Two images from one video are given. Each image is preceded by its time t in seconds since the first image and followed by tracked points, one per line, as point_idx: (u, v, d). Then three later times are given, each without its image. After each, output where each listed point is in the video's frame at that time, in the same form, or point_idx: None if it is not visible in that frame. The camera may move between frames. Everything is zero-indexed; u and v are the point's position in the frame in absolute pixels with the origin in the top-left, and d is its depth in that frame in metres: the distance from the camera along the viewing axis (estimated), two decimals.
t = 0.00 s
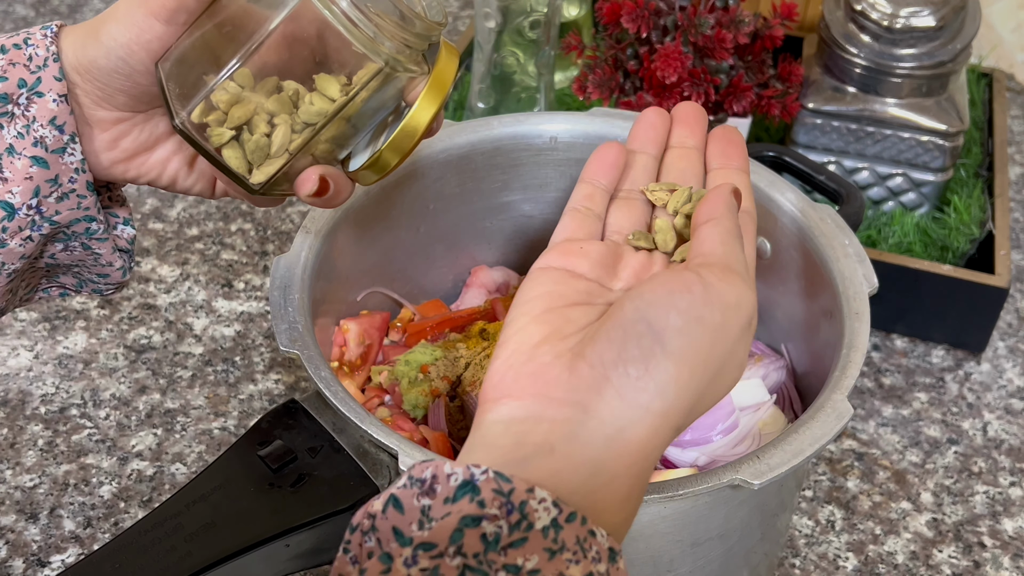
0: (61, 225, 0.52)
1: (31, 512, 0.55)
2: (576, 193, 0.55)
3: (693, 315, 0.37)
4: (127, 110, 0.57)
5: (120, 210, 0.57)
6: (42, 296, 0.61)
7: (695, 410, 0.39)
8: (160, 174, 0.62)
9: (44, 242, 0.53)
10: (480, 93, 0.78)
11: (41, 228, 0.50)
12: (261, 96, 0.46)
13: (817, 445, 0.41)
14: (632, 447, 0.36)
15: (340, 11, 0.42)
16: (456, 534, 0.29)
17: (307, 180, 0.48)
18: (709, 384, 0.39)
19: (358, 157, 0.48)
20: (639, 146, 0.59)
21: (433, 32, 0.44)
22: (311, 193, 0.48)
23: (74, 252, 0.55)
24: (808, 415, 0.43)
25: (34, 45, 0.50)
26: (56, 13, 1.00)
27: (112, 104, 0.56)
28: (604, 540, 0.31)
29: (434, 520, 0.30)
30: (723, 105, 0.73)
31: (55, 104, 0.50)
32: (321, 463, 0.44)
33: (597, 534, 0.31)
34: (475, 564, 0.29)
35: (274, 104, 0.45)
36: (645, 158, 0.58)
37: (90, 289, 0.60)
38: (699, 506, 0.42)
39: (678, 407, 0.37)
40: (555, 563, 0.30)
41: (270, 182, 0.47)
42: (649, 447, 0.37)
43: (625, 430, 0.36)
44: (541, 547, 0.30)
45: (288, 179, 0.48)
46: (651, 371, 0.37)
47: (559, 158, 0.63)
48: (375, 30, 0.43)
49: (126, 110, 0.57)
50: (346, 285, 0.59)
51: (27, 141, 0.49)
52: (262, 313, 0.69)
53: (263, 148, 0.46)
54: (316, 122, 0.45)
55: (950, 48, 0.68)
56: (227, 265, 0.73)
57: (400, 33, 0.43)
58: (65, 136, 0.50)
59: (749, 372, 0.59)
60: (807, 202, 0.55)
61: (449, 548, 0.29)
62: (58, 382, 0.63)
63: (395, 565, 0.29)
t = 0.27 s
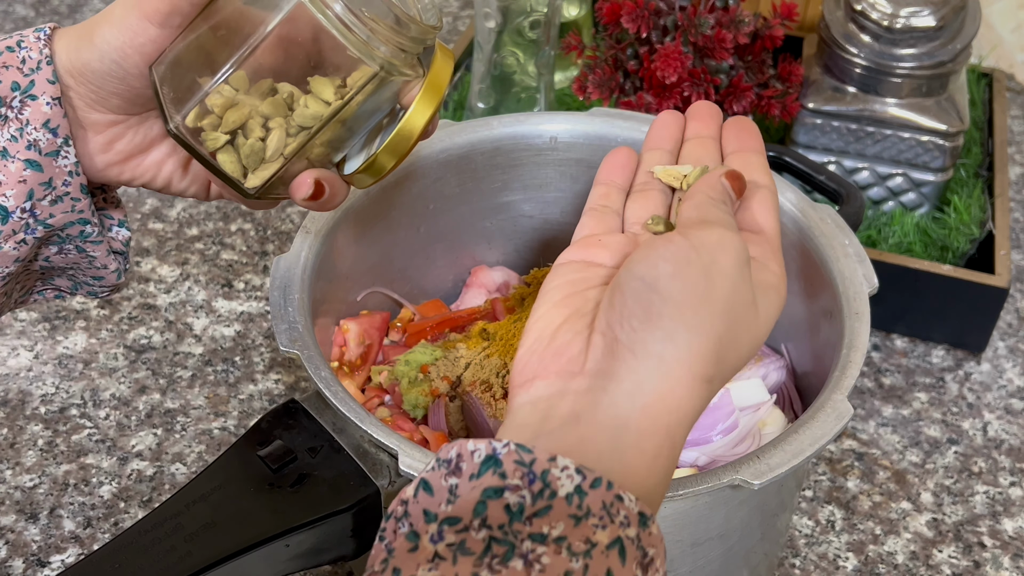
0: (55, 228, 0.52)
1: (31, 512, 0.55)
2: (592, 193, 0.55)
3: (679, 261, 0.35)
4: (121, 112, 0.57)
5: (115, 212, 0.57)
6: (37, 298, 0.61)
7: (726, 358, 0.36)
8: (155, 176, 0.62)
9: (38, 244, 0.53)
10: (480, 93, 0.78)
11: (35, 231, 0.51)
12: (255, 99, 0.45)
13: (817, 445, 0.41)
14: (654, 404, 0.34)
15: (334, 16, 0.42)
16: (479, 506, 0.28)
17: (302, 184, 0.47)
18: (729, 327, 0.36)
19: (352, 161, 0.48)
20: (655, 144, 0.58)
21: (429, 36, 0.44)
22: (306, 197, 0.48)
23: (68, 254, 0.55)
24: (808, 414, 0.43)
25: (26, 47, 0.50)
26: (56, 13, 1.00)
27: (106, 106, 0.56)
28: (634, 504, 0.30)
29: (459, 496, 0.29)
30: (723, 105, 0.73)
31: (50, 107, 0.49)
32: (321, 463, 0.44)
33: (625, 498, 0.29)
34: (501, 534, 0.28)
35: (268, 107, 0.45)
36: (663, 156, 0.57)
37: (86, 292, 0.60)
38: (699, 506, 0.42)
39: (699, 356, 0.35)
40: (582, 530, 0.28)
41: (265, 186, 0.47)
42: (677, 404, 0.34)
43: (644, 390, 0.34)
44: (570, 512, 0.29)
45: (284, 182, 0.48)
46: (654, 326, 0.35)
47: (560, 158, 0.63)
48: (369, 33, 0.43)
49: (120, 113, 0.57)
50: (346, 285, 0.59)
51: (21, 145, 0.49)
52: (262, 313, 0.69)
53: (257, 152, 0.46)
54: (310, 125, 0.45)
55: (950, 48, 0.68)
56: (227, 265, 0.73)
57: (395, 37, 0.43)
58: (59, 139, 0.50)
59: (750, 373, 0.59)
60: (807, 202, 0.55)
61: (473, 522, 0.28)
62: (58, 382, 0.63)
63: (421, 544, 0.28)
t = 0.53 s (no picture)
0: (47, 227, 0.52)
1: (31, 512, 0.55)
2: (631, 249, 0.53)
3: (632, 211, 0.36)
4: (112, 110, 0.57)
5: (106, 210, 0.57)
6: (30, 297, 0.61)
7: (712, 283, 0.34)
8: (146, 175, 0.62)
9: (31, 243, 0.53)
10: (480, 93, 0.78)
11: (26, 229, 0.51)
12: (246, 96, 0.45)
13: (817, 445, 0.41)
14: (639, 333, 0.32)
15: (325, 13, 0.42)
16: (472, 468, 0.27)
17: (295, 182, 0.48)
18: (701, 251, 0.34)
19: (344, 158, 0.49)
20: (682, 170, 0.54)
21: (420, 32, 0.44)
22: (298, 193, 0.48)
23: (61, 253, 0.55)
24: (808, 414, 0.43)
25: (17, 45, 0.50)
26: (56, 13, 1.00)
27: (96, 105, 0.56)
28: (625, 437, 0.28)
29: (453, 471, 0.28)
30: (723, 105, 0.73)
31: (41, 105, 0.50)
32: (321, 463, 0.44)
33: (614, 431, 0.28)
34: (497, 492, 0.27)
35: (258, 103, 0.45)
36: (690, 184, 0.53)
37: (78, 291, 0.59)
38: (699, 506, 0.42)
39: (678, 280, 0.33)
40: (570, 470, 0.27)
41: (256, 184, 0.47)
42: (666, 328, 0.32)
43: (626, 324, 0.32)
44: (555, 452, 0.27)
45: (275, 179, 0.48)
46: (623, 268, 0.34)
47: (559, 159, 0.63)
48: (360, 31, 0.42)
49: (111, 111, 0.57)
50: (346, 286, 0.59)
51: (12, 143, 0.48)
52: (262, 313, 0.69)
53: (248, 150, 0.46)
54: (302, 122, 0.45)
55: (950, 48, 0.68)
56: (227, 265, 0.73)
57: (386, 34, 0.43)
58: (50, 138, 0.50)
59: (749, 373, 0.59)
60: (807, 202, 0.55)
61: (469, 485, 0.27)
62: (58, 382, 0.63)
63: (428, 517, 0.27)
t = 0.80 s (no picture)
0: (45, 230, 0.52)
1: (31, 512, 0.55)
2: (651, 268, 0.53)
3: (619, 200, 0.36)
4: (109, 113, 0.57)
5: (104, 212, 0.57)
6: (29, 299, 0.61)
7: (705, 264, 0.34)
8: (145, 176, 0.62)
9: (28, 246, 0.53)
10: (480, 93, 0.78)
11: (24, 232, 0.51)
12: (244, 99, 0.45)
13: (817, 445, 0.41)
14: (630, 319, 0.32)
15: (321, 15, 0.42)
16: (474, 462, 0.27)
17: (292, 184, 0.48)
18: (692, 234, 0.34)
19: (341, 161, 0.49)
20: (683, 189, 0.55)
21: (417, 35, 0.44)
22: (297, 197, 0.48)
23: (58, 256, 0.55)
24: (808, 415, 0.43)
25: (15, 48, 0.50)
26: (56, 13, 1.00)
27: (94, 108, 0.56)
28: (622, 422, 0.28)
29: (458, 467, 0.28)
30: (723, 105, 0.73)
31: (38, 108, 0.50)
32: (321, 463, 0.44)
33: (612, 419, 0.28)
34: (499, 483, 0.27)
35: (255, 106, 0.45)
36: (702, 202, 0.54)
37: (76, 293, 0.59)
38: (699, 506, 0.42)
39: (670, 265, 0.33)
40: (568, 457, 0.27)
41: (254, 186, 0.47)
42: (660, 314, 0.33)
43: (619, 313, 0.33)
44: (554, 441, 0.27)
45: (273, 181, 0.48)
46: (613, 256, 0.35)
47: (559, 158, 0.63)
48: (357, 33, 0.43)
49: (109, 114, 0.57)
50: (346, 286, 0.59)
51: (10, 146, 0.49)
52: (262, 313, 0.69)
53: (246, 152, 0.46)
54: (300, 125, 0.45)
55: (950, 48, 0.68)
56: (227, 265, 0.73)
57: (383, 37, 0.43)
58: (48, 141, 0.50)
59: (749, 373, 0.59)
60: (807, 202, 0.55)
61: (473, 479, 0.27)
62: (58, 382, 0.63)
63: (434, 512, 0.27)
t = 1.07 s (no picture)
0: (49, 234, 0.52)
1: (31, 512, 0.55)
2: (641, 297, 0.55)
3: (643, 223, 0.37)
4: (114, 119, 0.57)
5: (110, 216, 0.57)
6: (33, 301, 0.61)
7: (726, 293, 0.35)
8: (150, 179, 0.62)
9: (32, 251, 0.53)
10: (479, 93, 0.78)
11: (28, 237, 0.51)
12: (251, 105, 0.45)
13: (817, 445, 0.41)
14: (649, 347, 0.33)
15: (328, 22, 0.42)
16: (485, 484, 0.27)
17: (299, 191, 0.48)
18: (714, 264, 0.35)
19: (347, 167, 0.49)
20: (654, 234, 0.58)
21: (424, 42, 0.44)
22: (302, 204, 0.49)
23: (62, 260, 0.55)
24: (808, 415, 0.43)
25: (19, 53, 0.50)
26: (56, 13, 1.00)
27: (98, 113, 0.56)
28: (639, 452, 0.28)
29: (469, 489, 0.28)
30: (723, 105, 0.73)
31: (43, 113, 0.50)
32: (321, 463, 0.44)
33: (628, 448, 0.28)
34: (511, 507, 0.27)
35: (263, 112, 0.45)
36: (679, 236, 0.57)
37: (80, 296, 0.60)
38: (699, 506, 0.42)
39: (691, 294, 0.34)
40: (582, 485, 0.27)
41: (260, 194, 0.47)
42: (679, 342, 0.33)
43: (639, 339, 0.33)
44: (567, 467, 0.27)
45: (279, 188, 0.49)
46: (635, 282, 0.35)
47: (560, 158, 0.63)
48: (363, 37, 0.42)
49: (113, 119, 0.57)
50: (346, 285, 0.59)
51: (14, 151, 0.48)
52: (262, 313, 0.69)
53: (252, 160, 0.46)
54: (305, 132, 0.45)
55: (950, 48, 0.68)
56: (226, 265, 0.72)
57: (390, 44, 0.42)
58: (52, 146, 0.50)
59: (750, 373, 0.59)
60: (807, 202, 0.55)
61: (484, 500, 0.27)
62: (58, 382, 0.63)
63: (443, 532, 0.26)
